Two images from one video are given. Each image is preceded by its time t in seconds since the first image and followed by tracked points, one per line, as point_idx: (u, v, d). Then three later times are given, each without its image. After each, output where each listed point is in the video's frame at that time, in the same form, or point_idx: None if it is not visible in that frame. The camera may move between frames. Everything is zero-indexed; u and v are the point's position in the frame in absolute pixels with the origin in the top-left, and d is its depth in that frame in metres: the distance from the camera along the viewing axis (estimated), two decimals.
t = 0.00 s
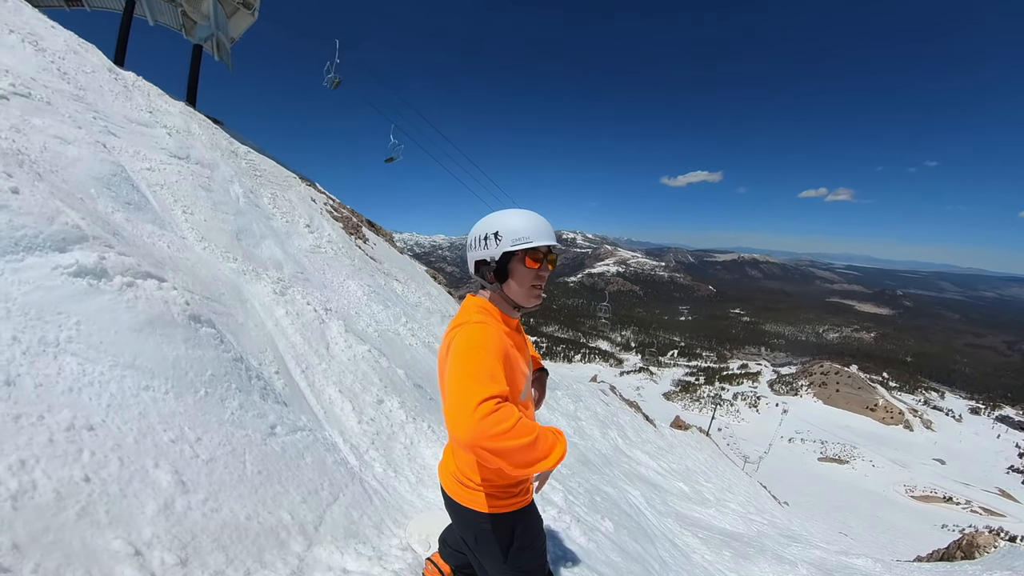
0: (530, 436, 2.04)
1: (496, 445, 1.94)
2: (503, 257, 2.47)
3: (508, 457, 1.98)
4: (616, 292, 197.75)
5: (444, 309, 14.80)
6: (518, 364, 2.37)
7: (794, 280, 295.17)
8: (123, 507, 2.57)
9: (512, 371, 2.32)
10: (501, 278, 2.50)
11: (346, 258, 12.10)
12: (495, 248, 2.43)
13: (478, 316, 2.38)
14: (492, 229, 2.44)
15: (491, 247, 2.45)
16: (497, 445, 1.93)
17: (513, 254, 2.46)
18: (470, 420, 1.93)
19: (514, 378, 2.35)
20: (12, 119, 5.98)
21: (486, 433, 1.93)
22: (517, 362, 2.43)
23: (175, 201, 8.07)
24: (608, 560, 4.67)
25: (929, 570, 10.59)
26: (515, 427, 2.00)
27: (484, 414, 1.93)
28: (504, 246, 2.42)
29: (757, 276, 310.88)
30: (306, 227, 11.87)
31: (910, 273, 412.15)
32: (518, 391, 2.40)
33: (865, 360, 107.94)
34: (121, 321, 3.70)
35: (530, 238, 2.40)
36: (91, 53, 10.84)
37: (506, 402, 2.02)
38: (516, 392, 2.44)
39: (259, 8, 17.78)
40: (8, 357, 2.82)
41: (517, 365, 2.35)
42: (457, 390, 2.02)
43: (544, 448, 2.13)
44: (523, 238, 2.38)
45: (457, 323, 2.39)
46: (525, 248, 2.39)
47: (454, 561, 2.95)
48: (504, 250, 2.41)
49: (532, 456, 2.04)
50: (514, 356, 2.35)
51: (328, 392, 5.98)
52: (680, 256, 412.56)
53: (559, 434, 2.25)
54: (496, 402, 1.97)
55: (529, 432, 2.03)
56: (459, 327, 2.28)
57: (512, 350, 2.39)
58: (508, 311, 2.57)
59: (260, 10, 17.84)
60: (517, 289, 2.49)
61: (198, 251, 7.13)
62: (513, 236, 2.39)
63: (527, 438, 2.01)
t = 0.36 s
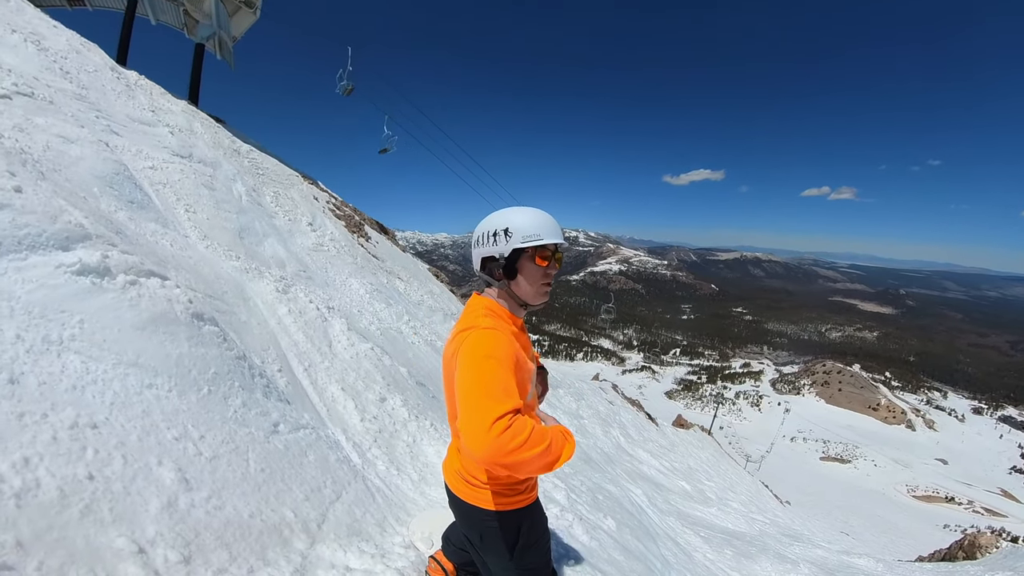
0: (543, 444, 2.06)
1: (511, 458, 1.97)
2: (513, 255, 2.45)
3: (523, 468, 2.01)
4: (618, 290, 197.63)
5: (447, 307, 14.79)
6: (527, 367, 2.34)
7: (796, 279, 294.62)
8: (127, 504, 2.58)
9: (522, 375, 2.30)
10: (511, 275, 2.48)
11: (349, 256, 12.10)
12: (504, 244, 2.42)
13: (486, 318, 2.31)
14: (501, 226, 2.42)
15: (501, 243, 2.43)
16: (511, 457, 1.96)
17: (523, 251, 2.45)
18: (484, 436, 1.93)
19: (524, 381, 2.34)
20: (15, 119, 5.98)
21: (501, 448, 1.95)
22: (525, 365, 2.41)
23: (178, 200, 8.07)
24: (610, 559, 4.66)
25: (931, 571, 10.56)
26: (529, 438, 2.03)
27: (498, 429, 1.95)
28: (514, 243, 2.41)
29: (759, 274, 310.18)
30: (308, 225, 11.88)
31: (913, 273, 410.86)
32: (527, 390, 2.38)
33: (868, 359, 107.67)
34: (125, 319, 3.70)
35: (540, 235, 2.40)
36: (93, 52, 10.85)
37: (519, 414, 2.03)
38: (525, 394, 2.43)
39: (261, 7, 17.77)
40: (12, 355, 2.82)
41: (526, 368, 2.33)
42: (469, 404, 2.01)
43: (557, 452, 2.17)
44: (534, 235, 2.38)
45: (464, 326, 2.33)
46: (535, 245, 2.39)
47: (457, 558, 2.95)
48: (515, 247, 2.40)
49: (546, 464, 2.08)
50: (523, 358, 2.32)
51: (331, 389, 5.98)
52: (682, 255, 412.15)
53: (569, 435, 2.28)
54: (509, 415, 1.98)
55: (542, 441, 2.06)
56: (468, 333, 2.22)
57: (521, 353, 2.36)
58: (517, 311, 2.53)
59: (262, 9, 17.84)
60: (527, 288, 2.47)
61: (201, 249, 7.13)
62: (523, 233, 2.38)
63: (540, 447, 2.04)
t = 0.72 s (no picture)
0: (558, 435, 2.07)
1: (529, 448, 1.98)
2: (534, 259, 2.47)
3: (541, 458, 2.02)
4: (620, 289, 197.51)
5: (448, 306, 14.81)
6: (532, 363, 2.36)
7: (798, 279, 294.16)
8: (129, 501, 2.58)
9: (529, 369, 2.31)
10: (530, 279, 2.48)
11: (351, 255, 12.12)
12: (529, 247, 2.43)
13: (490, 316, 2.31)
14: (527, 229, 2.42)
15: (525, 245, 2.43)
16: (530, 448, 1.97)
17: (544, 257, 2.49)
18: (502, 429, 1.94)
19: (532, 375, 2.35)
20: (17, 118, 6.01)
21: (519, 441, 1.95)
22: (530, 362, 2.43)
23: (180, 199, 8.09)
24: (611, 557, 4.68)
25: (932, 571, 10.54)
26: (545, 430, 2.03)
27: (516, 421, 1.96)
28: (539, 248, 2.43)
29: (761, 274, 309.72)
30: (310, 224, 11.89)
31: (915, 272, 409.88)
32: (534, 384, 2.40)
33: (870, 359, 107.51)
34: (127, 317, 3.71)
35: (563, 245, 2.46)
36: (94, 51, 10.87)
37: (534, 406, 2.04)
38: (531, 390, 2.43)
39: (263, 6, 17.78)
40: (14, 353, 2.84)
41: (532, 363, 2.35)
42: (482, 399, 2.01)
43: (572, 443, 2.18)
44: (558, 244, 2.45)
45: (467, 325, 2.32)
46: (558, 253, 2.45)
47: (458, 555, 2.96)
48: (540, 252, 2.42)
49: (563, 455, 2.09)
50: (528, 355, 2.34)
51: (333, 387, 6.00)
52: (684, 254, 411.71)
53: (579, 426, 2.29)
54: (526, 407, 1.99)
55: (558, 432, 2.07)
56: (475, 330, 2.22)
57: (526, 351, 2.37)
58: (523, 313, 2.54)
59: (263, 8, 17.85)
60: (541, 293, 2.50)
61: (203, 248, 7.15)
62: (549, 240, 2.43)
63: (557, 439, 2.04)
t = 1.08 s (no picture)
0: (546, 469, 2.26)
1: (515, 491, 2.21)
2: (551, 263, 2.49)
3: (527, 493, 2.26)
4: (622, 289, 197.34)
5: (450, 306, 14.80)
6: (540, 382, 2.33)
7: (800, 278, 293.79)
8: (131, 501, 2.59)
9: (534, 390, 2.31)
10: (547, 282, 2.51)
11: (352, 255, 12.11)
12: (549, 253, 2.43)
13: (496, 342, 2.21)
14: (548, 233, 2.42)
15: (545, 250, 2.43)
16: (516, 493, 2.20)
17: (561, 262, 2.51)
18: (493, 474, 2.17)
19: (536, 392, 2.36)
20: (20, 118, 6.04)
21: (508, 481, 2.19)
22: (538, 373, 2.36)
23: (182, 199, 8.11)
24: (612, 557, 4.67)
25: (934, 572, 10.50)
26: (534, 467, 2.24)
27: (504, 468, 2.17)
28: (559, 253, 2.46)
29: (762, 273, 309.34)
30: (312, 224, 11.89)
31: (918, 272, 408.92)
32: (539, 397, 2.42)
33: (872, 359, 107.26)
34: (129, 317, 3.72)
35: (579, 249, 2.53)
36: (97, 52, 10.91)
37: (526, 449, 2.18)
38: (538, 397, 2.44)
39: (264, 6, 17.80)
40: (16, 353, 2.84)
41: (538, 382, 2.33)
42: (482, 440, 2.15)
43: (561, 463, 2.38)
44: (575, 250, 2.51)
45: (472, 347, 2.26)
46: (575, 259, 2.51)
47: (460, 555, 2.95)
48: (561, 258, 2.45)
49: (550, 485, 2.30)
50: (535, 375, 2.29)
51: (334, 387, 6.01)
52: (686, 254, 411.74)
53: (575, 443, 2.42)
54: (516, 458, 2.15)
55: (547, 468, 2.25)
56: (475, 367, 2.16)
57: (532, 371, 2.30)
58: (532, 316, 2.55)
59: (265, 8, 17.86)
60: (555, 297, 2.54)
61: (205, 248, 7.16)
62: (569, 246, 2.48)
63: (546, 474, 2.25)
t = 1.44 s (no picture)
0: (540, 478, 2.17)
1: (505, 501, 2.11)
2: (532, 261, 2.44)
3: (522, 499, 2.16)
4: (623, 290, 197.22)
5: (452, 307, 14.81)
6: (537, 385, 2.30)
7: (802, 279, 293.30)
8: (132, 502, 2.59)
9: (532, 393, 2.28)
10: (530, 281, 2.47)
11: (354, 256, 12.12)
12: (526, 252, 2.41)
13: (495, 338, 2.23)
14: (523, 232, 2.39)
15: (522, 250, 2.42)
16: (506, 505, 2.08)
17: (543, 258, 2.45)
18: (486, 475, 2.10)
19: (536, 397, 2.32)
20: (23, 120, 6.05)
21: (502, 483, 2.11)
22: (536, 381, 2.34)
23: (183, 200, 8.12)
24: (614, 559, 4.66)
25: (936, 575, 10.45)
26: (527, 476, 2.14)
27: (495, 471, 2.09)
28: (539, 250, 2.41)
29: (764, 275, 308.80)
30: (314, 225, 11.90)
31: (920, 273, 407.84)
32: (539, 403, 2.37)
33: (875, 360, 107.00)
34: (131, 318, 3.72)
35: (565, 242, 2.45)
36: (100, 54, 10.95)
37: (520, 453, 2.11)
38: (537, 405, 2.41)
39: (266, 7, 17.85)
40: (18, 354, 2.84)
41: (536, 386, 2.31)
42: (474, 438, 2.10)
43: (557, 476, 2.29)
44: (559, 243, 2.42)
45: (472, 342, 2.29)
46: (559, 253, 2.43)
47: (460, 557, 2.93)
48: (539, 254, 2.40)
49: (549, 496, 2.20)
50: (535, 375, 2.28)
51: (336, 389, 6.01)
52: (687, 255, 411.71)
53: (575, 457, 2.35)
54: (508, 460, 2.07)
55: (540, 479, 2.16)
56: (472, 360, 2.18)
57: (531, 375, 2.28)
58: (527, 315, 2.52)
59: (267, 9, 17.91)
60: (547, 294, 2.49)
61: (207, 249, 7.17)
62: (546, 240, 2.41)
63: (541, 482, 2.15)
